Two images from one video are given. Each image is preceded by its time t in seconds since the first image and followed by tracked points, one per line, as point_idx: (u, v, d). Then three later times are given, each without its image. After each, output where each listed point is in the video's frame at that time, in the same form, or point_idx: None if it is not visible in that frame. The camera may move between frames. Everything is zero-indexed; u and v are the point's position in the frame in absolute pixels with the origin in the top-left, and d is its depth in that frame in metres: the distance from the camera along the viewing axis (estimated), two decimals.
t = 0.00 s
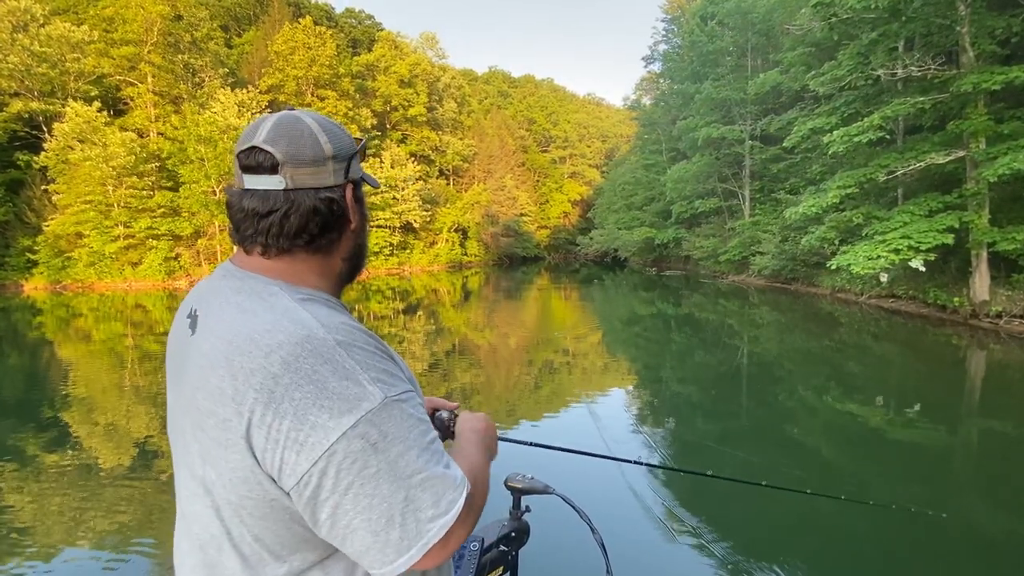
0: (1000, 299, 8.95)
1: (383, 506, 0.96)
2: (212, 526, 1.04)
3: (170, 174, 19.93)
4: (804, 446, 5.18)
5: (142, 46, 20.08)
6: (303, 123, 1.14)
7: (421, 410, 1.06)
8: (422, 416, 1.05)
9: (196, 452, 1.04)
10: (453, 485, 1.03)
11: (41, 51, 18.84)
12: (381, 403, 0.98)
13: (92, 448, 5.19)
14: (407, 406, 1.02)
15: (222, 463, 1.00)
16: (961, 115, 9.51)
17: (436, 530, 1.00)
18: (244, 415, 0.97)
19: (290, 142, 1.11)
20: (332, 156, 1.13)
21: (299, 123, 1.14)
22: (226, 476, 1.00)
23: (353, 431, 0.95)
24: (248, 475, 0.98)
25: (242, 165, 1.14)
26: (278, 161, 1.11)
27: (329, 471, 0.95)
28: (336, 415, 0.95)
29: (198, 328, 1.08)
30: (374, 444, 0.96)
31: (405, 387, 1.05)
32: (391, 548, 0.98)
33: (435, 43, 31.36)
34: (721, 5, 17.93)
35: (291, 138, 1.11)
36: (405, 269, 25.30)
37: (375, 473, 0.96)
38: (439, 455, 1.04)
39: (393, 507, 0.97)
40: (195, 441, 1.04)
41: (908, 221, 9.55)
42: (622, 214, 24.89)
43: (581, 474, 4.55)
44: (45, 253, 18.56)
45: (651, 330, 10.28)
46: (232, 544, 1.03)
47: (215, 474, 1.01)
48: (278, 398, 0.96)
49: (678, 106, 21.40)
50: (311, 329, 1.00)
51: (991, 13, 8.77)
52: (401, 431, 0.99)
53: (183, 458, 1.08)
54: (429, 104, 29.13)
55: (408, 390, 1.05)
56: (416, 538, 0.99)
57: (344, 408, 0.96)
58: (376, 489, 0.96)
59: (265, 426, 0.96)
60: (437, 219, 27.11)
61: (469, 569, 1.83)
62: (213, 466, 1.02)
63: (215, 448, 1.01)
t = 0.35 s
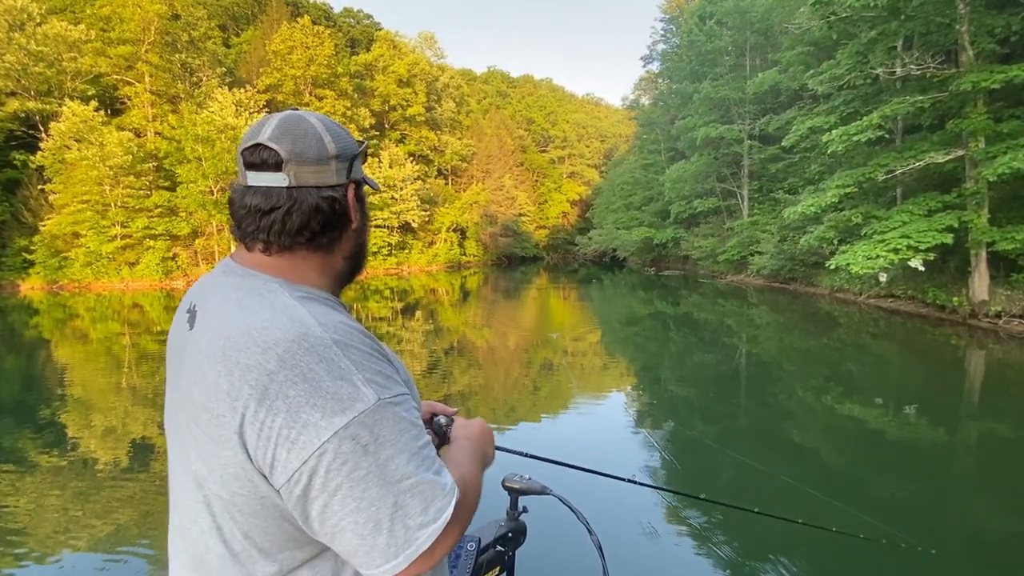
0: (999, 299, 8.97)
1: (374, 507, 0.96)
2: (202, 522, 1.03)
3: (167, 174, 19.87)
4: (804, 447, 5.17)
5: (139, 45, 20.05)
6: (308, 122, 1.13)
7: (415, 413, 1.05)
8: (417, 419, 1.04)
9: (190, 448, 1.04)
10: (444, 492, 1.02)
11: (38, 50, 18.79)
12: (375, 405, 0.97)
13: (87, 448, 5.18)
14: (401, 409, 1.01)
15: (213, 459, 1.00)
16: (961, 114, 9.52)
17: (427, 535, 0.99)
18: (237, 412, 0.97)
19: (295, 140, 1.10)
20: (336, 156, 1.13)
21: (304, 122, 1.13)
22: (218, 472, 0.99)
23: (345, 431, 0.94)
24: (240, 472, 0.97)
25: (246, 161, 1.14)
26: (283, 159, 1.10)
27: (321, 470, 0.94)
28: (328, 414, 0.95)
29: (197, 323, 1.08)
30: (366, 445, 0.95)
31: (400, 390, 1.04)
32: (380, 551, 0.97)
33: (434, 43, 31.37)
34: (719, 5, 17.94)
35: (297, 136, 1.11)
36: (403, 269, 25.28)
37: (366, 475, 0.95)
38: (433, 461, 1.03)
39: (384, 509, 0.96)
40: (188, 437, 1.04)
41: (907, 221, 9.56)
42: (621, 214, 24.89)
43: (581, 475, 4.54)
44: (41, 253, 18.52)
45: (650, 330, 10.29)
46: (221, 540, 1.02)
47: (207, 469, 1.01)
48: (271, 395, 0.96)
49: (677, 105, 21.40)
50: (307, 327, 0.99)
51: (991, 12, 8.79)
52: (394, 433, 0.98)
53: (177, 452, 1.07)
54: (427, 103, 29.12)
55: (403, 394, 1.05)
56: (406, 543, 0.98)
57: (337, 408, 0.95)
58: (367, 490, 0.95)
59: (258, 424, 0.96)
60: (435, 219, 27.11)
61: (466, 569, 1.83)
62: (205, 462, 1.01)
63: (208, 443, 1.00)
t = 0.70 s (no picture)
0: (999, 299, 8.97)
1: (369, 491, 0.96)
2: (201, 513, 1.03)
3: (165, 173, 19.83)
4: (803, 447, 5.18)
5: (137, 44, 20.02)
6: (287, 122, 1.13)
7: (406, 399, 1.05)
8: (408, 405, 1.04)
9: (185, 443, 1.04)
10: (437, 473, 1.02)
11: (35, 49, 18.76)
12: (366, 392, 0.97)
13: (85, 448, 5.18)
14: (393, 396, 1.01)
15: (210, 451, 0.99)
16: (961, 113, 9.53)
17: (421, 517, 0.99)
18: (231, 404, 0.97)
19: (274, 140, 1.10)
20: (316, 154, 1.12)
21: (282, 122, 1.13)
22: (215, 464, 0.99)
23: (339, 417, 0.94)
24: (237, 463, 0.97)
25: (228, 165, 1.14)
26: (263, 160, 1.10)
27: (316, 456, 0.94)
28: (322, 402, 0.95)
29: (187, 323, 1.08)
30: (359, 430, 0.95)
31: (391, 376, 1.04)
32: (376, 533, 0.97)
33: (433, 43, 31.37)
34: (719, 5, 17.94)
35: (275, 138, 1.10)
36: (402, 269, 25.26)
37: (360, 460, 0.95)
38: (425, 444, 1.03)
39: (378, 492, 0.96)
40: (183, 432, 1.03)
41: (907, 221, 9.57)
42: (620, 214, 24.91)
43: (580, 475, 4.54)
44: (38, 253, 18.50)
45: (649, 330, 10.29)
46: (220, 531, 1.02)
47: (203, 462, 1.00)
48: (265, 386, 0.96)
49: (676, 105, 21.41)
50: (296, 320, 0.99)
51: (991, 11, 8.80)
52: (387, 419, 0.98)
53: (172, 449, 1.07)
54: (426, 103, 29.12)
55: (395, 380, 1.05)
56: (401, 523, 0.98)
57: (329, 395, 0.95)
58: (362, 475, 0.95)
59: (252, 415, 0.96)
60: (434, 219, 27.12)
61: (465, 568, 1.82)
62: (201, 455, 1.01)
63: (203, 437, 1.00)
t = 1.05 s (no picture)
0: (1001, 300, 8.98)
1: (368, 480, 0.95)
2: (205, 507, 1.03)
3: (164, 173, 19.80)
4: (804, 448, 5.18)
5: (136, 44, 20.00)
6: (293, 132, 1.13)
7: (406, 392, 1.05)
8: (407, 398, 1.03)
9: (189, 437, 1.03)
10: (434, 464, 1.01)
11: (34, 49, 18.74)
12: (365, 384, 0.96)
13: (85, 448, 5.17)
14: (391, 388, 1.00)
15: (213, 444, 0.99)
16: (962, 113, 9.53)
17: (418, 507, 0.98)
18: (233, 396, 0.96)
19: (281, 151, 1.10)
20: (320, 163, 1.12)
21: (289, 133, 1.12)
22: (216, 456, 0.98)
23: (338, 408, 0.94)
24: (238, 454, 0.97)
25: (236, 175, 1.13)
26: (269, 170, 1.09)
27: (316, 446, 0.93)
28: (321, 394, 0.94)
29: (192, 322, 1.08)
30: (359, 421, 0.95)
31: (389, 370, 1.03)
32: (374, 523, 0.96)
33: (432, 43, 31.37)
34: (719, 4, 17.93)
35: (282, 148, 1.10)
36: (401, 270, 25.25)
37: (358, 450, 0.94)
38: (423, 437, 1.02)
39: (377, 482, 0.95)
40: (186, 426, 1.03)
41: (909, 221, 9.56)
42: (619, 214, 24.91)
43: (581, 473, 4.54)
44: (37, 253, 18.49)
45: (650, 330, 10.29)
46: (223, 523, 1.01)
47: (206, 455, 1.00)
48: (266, 379, 0.95)
49: (676, 105, 21.42)
50: (296, 316, 0.98)
51: (993, 10, 8.80)
52: (386, 410, 0.97)
53: (176, 444, 1.07)
54: (426, 103, 29.11)
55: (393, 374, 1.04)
56: (400, 512, 0.97)
57: (329, 387, 0.94)
58: (360, 465, 0.94)
59: (252, 407, 0.95)
60: (433, 219, 27.10)
61: (470, 569, 1.82)
62: (204, 448, 1.01)
63: (206, 430, 1.00)
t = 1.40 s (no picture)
0: (1004, 301, 8.97)
1: (353, 467, 0.95)
2: (201, 495, 1.05)
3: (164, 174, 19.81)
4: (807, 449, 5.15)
5: (135, 44, 20.03)
6: (273, 134, 1.13)
7: (398, 385, 1.04)
8: (396, 390, 1.03)
9: (188, 427, 1.05)
10: (422, 456, 1.00)
11: (34, 50, 18.75)
12: (353, 374, 0.96)
13: (85, 448, 5.17)
14: (379, 379, 0.99)
15: (207, 435, 1.00)
16: (965, 113, 9.52)
17: (407, 492, 0.97)
18: (224, 387, 0.97)
19: (256, 153, 1.10)
20: (296, 162, 1.11)
21: (270, 135, 1.13)
22: (209, 445, 0.99)
23: (324, 398, 0.93)
24: (230, 443, 0.98)
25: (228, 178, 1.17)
26: (245, 172, 1.11)
27: (301, 435, 0.93)
28: (308, 384, 0.94)
29: (191, 318, 1.09)
30: (344, 409, 0.94)
31: (381, 362, 1.03)
32: (359, 511, 0.95)
33: (432, 43, 31.37)
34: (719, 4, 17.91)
35: (258, 150, 1.11)
36: (401, 270, 25.25)
37: (344, 439, 0.94)
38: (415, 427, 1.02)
39: (362, 469, 0.95)
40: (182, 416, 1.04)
41: (911, 221, 9.55)
42: (620, 214, 24.93)
43: (583, 474, 4.54)
44: (37, 254, 18.50)
45: (650, 330, 10.30)
46: (218, 510, 1.03)
47: (202, 444, 1.01)
48: (255, 369, 0.95)
49: (676, 105, 21.42)
50: (288, 309, 0.99)
51: (996, 10, 8.78)
52: (374, 399, 0.97)
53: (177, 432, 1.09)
54: (426, 103, 29.12)
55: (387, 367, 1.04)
56: (386, 498, 0.96)
57: (315, 377, 0.94)
58: (345, 454, 0.94)
59: (242, 395, 0.96)
60: (433, 220, 27.11)
61: (475, 568, 1.81)
62: (199, 438, 1.02)
63: (201, 421, 1.01)
